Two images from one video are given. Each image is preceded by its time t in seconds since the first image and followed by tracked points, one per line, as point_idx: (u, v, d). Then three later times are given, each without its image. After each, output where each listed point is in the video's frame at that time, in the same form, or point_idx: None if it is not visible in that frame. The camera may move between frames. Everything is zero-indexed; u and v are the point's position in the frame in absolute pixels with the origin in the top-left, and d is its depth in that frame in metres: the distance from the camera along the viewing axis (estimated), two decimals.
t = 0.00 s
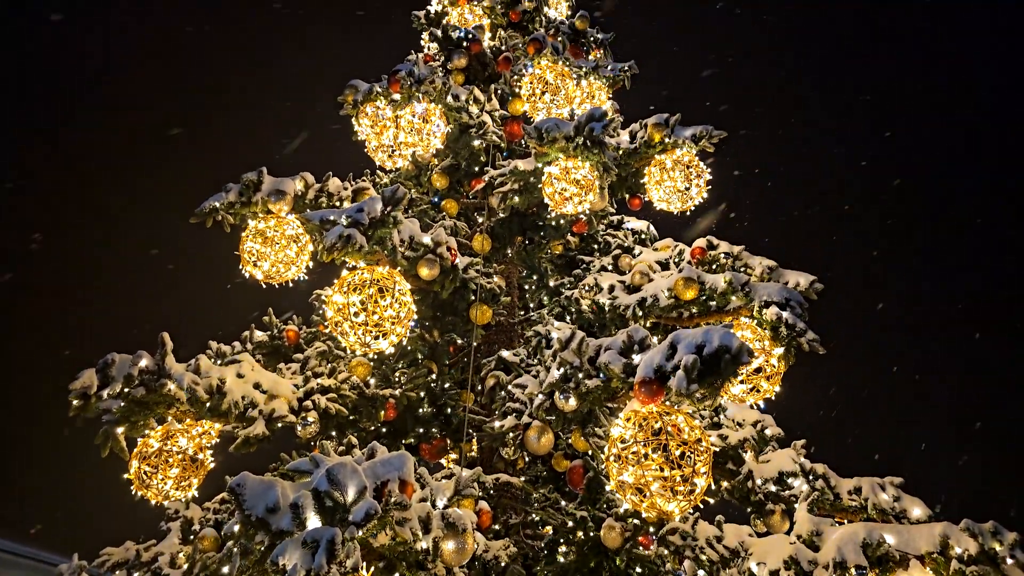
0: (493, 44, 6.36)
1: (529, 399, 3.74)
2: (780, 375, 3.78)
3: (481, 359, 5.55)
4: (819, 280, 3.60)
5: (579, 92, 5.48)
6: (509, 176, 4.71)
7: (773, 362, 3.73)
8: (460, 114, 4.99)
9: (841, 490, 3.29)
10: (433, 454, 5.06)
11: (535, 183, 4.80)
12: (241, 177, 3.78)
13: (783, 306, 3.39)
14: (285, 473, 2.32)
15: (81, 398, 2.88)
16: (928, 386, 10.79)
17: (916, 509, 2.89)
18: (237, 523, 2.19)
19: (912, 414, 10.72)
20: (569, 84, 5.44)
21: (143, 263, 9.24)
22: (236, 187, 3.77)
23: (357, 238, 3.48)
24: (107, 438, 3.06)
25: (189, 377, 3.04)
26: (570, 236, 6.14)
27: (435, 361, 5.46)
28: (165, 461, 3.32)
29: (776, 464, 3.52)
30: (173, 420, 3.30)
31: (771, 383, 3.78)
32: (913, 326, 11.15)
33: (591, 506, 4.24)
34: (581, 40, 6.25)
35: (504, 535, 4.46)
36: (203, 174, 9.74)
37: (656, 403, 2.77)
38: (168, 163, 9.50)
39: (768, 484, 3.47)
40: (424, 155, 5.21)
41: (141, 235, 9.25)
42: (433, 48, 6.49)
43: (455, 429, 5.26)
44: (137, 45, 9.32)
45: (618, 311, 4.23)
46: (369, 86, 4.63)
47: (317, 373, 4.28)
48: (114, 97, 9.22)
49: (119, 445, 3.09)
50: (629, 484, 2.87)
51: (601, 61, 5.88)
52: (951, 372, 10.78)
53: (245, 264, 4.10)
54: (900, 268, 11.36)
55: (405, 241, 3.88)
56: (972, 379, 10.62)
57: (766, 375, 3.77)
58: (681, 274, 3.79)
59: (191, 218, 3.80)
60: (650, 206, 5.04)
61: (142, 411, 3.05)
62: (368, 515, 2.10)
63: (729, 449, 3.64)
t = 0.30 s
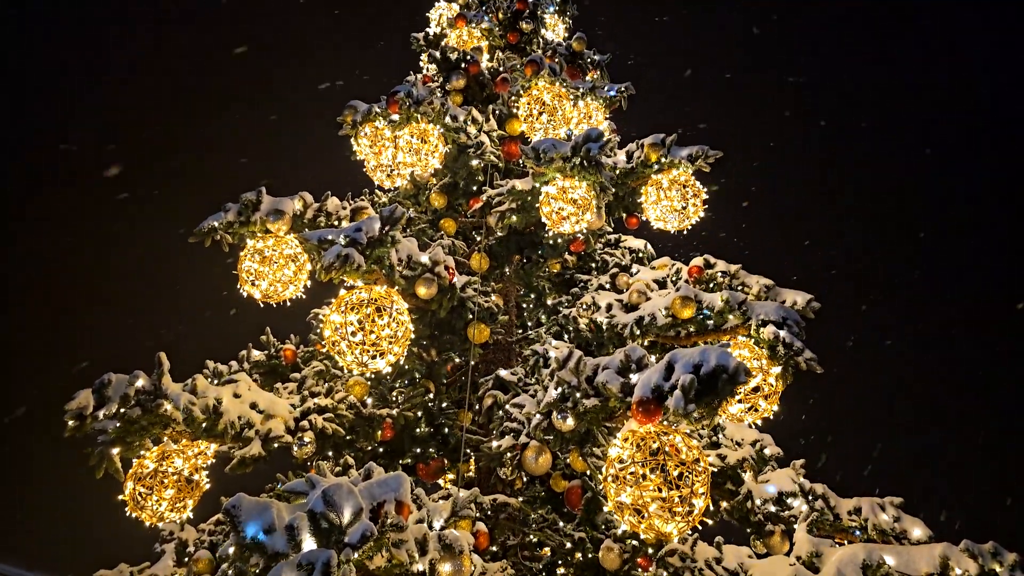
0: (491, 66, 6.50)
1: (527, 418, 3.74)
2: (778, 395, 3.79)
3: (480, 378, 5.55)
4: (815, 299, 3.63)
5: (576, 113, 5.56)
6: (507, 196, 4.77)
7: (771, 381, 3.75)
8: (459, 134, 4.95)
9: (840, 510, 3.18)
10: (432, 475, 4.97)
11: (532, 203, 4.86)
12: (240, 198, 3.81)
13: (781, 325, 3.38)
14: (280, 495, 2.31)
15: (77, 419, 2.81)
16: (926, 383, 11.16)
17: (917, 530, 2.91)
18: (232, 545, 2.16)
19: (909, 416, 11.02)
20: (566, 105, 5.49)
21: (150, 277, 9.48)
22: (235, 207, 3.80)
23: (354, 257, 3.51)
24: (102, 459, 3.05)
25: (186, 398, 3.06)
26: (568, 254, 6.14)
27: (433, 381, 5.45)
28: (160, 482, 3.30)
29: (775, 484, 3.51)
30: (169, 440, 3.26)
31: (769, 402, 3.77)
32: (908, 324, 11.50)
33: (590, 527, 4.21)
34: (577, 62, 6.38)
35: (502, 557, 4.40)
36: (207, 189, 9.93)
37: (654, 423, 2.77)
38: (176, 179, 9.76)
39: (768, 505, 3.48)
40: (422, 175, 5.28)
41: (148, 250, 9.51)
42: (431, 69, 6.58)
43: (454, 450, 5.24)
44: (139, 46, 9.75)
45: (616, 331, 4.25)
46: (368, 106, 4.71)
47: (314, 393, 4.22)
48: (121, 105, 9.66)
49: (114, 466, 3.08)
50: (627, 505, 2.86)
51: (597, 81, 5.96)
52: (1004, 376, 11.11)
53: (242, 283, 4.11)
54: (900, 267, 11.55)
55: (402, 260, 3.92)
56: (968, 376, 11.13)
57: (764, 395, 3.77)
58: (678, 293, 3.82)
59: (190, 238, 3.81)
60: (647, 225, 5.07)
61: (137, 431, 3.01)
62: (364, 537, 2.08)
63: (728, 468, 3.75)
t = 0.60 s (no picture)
0: (489, 86, 6.61)
1: (525, 437, 3.72)
2: (777, 413, 3.80)
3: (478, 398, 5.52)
4: (813, 317, 3.64)
5: (574, 132, 5.63)
6: (505, 214, 4.81)
7: (770, 400, 3.77)
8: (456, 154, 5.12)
9: (841, 530, 3.22)
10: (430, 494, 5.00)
11: (530, 222, 4.91)
12: (239, 217, 3.84)
13: (778, 342, 3.45)
14: (276, 516, 2.29)
15: (72, 440, 2.83)
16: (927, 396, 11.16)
17: (918, 549, 2.88)
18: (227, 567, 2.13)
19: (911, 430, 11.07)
20: (564, 125, 5.55)
21: (138, 291, 9.14)
22: (233, 227, 3.83)
23: (353, 276, 3.53)
24: (97, 480, 3.02)
25: (182, 417, 3.03)
26: (567, 272, 6.16)
27: (430, 400, 5.44)
28: (156, 503, 3.26)
29: (775, 503, 3.53)
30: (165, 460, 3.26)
31: (768, 421, 3.78)
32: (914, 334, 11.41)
33: (589, 548, 4.18)
34: (575, 82, 6.49)
35: None
36: (206, 206, 9.96)
37: (653, 443, 2.75)
38: (172, 195, 9.72)
39: (768, 524, 3.47)
40: (420, 194, 5.34)
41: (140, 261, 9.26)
42: (429, 88, 6.65)
43: (451, 470, 5.20)
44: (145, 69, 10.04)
45: (614, 348, 4.25)
46: (367, 126, 4.70)
47: (311, 413, 4.22)
48: (124, 118, 9.70)
49: (109, 487, 3.04)
50: (627, 525, 2.84)
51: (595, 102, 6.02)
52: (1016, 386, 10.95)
53: (241, 302, 4.11)
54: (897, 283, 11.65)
55: (401, 278, 3.93)
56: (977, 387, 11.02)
57: (763, 413, 3.79)
58: (676, 311, 3.83)
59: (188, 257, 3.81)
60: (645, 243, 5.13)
61: (133, 451, 3.00)
62: (361, 558, 2.07)
63: (728, 488, 3.56)
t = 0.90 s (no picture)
0: (488, 104, 6.70)
1: (523, 456, 3.72)
2: (776, 431, 3.80)
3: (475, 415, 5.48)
4: (811, 333, 3.65)
5: (571, 150, 5.70)
6: (503, 232, 4.85)
7: (768, 417, 3.79)
8: (455, 171, 5.15)
9: (842, 549, 3.19)
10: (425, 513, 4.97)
11: (529, 238, 4.94)
12: (238, 234, 3.85)
13: (777, 359, 3.41)
14: (272, 536, 2.28)
15: (68, 458, 2.80)
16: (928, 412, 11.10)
17: (919, 568, 2.94)
18: None
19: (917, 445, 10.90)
20: (561, 143, 5.62)
21: (137, 307, 9.16)
22: (232, 244, 3.85)
23: (351, 293, 3.54)
24: (92, 499, 2.95)
25: (179, 436, 3.03)
26: (565, 288, 6.18)
27: (428, 418, 5.48)
28: (152, 523, 3.23)
29: (776, 521, 3.44)
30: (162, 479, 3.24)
31: (767, 438, 3.76)
32: (907, 347, 11.57)
33: (587, 568, 4.20)
34: (573, 100, 6.57)
35: None
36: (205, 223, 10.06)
37: (651, 460, 2.75)
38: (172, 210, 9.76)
39: (768, 543, 3.39)
40: (419, 211, 5.38)
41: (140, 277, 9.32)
42: (427, 107, 6.76)
43: (448, 488, 5.15)
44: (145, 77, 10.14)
45: (612, 365, 4.25)
46: (366, 144, 4.82)
47: (309, 431, 4.19)
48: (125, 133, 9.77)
49: (105, 506, 2.99)
50: (626, 545, 2.82)
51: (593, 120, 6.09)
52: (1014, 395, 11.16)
53: (239, 319, 4.13)
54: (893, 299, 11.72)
55: (399, 295, 3.94)
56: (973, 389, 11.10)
57: (761, 431, 3.77)
58: (674, 327, 3.85)
59: (187, 275, 3.82)
60: (643, 259, 5.14)
61: (130, 470, 2.96)
62: None
63: (727, 505, 3.68)
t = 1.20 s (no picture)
0: (487, 120, 6.77)
1: (520, 471, 3.72)
2: (774, 447, 3.79)
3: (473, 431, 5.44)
4: (809, 350, 3.64)
5: (570, 166, 5.76)
6: (502, 247, 4.89)
7: (767, 434, 3.79)
8: (454, 186, 5.18)
9: (841, 566, 3.30)
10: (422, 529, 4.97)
11: (527, 253, 4.95)
12: (236, 248, 3.87)
13: (774, 376, 3.41)
14: (267, 553, 2.26)
15: (62, 473, 2.77)
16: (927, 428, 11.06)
17: None
18: None
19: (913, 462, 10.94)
20: (560, 159, 5.64)
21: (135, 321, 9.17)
22: (230, 258, 3.87)
23: (349, 307, 3.56)
24: (86, 515, 2.95)
25: (174, 451, 3.00)
26: (562, 304, 6.22)
27: (426, 433, 5.44)
28: (145, 539, 3.19)
29: (773, 539, 3.46)
30: (157, 495, 3.24)
31: (765, 455, 3.76)
32: (902, 363, 11.60)
33: None
34: (571, 116, 6.65)
35: None
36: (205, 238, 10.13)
37: (649, 477, 2.74)
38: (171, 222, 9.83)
39: (767, 560, 3.37)
40: (417, 226, 5.40)
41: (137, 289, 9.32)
42: (428, 122, 6.84)
43: (445, 504, 5.12)
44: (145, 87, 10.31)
45: (610, 381, 4.26)
46: (365, 159, 4.81)
47: (305, 446, 4.16)
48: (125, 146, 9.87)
49: (98, 522, 2.98)
50: (623, 562, 2.80)
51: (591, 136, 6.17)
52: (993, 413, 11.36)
53: (236, 333, 4.12)
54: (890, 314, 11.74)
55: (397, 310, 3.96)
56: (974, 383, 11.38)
57: (759, 447, 3.77)
58: (672, 343, 3.86)
59: (184, 289, 3.83)
60: (641, 274, 5.16)
61: (126, 486, 2.98)
62: None
63: (724, 523, 3.57)
